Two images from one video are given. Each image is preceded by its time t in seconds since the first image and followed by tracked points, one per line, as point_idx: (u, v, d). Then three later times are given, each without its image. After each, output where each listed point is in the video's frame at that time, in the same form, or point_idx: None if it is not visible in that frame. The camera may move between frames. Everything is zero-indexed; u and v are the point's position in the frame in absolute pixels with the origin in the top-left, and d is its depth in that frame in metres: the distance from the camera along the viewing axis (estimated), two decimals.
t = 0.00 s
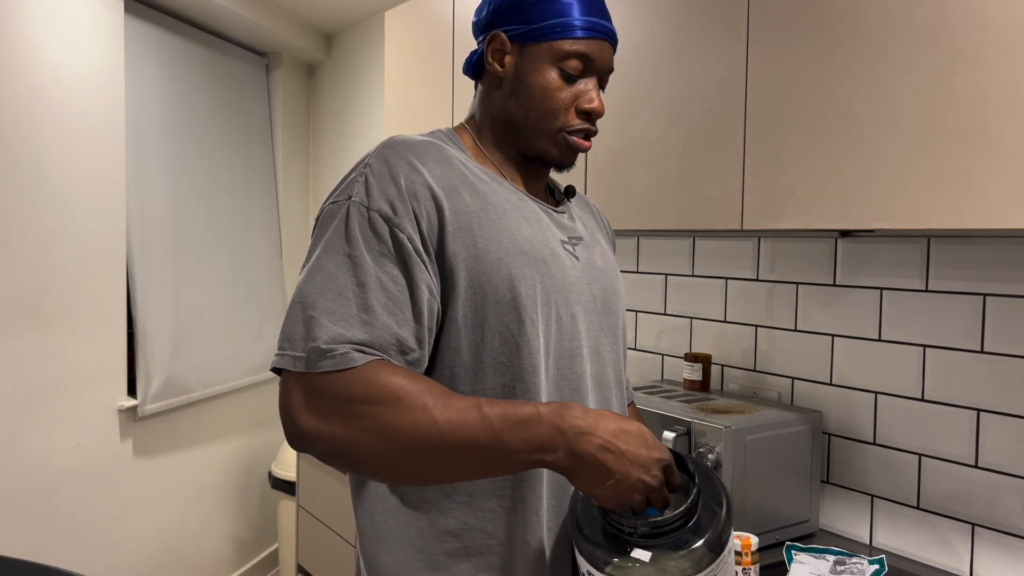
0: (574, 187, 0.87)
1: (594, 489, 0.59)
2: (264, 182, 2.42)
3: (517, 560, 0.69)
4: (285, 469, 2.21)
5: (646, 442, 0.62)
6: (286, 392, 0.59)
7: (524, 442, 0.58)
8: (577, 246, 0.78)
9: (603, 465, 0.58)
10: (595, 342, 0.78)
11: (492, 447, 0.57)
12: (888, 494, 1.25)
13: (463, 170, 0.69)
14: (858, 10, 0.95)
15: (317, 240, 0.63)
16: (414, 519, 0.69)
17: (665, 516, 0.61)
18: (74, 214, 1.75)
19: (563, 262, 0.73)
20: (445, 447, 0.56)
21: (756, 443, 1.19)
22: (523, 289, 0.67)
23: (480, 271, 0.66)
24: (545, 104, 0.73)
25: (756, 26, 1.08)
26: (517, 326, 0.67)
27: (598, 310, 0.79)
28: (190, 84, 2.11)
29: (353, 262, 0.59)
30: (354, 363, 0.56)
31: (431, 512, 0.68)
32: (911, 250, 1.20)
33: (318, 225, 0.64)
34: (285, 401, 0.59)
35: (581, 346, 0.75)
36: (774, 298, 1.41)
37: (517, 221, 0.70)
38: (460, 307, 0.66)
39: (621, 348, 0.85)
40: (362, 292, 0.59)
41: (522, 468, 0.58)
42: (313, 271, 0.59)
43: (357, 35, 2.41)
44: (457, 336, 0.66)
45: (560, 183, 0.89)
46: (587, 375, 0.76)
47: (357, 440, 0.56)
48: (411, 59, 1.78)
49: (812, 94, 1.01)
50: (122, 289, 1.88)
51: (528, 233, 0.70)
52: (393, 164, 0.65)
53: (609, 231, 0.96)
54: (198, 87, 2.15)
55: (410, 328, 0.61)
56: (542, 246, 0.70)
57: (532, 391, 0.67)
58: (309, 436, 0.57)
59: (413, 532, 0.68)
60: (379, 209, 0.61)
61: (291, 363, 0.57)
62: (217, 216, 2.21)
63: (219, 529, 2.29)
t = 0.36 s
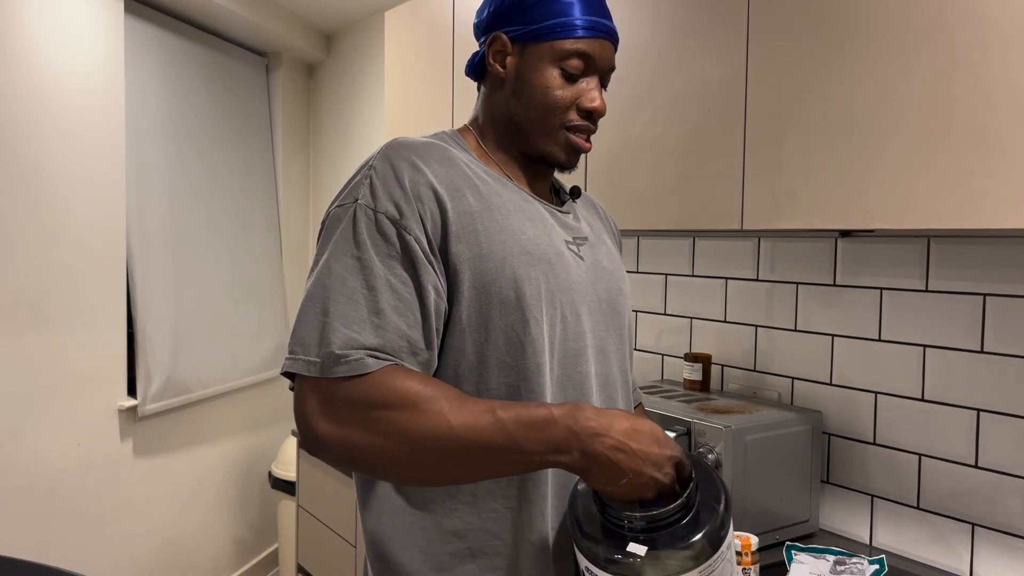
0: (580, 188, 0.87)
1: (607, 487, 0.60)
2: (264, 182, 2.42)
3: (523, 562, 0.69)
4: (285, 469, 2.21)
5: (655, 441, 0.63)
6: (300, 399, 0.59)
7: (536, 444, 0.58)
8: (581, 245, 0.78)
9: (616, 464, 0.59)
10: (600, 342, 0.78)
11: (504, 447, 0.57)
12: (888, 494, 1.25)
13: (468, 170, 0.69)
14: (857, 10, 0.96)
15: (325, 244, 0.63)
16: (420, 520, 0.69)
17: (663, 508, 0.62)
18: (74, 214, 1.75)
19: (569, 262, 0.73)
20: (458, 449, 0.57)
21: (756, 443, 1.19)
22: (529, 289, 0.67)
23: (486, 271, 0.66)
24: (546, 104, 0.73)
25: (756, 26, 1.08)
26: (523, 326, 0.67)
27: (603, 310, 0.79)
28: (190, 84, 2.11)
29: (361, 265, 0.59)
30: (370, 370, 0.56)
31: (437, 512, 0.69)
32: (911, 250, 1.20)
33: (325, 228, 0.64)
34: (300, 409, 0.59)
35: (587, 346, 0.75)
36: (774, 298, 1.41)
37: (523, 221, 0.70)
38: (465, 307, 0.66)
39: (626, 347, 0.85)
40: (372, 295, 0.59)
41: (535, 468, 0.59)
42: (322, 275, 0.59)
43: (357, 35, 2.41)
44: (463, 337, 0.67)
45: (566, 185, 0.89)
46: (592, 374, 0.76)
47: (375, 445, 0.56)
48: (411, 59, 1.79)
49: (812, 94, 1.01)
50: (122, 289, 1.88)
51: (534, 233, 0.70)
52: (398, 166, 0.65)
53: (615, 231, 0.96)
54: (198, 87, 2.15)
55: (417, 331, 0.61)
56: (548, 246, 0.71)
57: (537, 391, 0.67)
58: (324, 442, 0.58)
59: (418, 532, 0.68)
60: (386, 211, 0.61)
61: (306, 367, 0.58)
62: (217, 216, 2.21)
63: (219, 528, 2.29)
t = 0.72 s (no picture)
0: (587, 189, 0.87)
1: (608, 492, 0.59)
2: (264, 183, 2.42)
3: (532, 563, 0.69)
4: (285, 469, 2.21)
5: (659, 446, 0.61)
6: (303, 401, 0.60)
7: (538, 447, 0.57)
8: (588, 246, 0.77)
9: (616, 470, 0.58)
10: (608, 342, 0.78)
11: (507, 450, 0.57)
12: (888, 494, 1.25)
13: (473, 171, 0.69)
14: (857, 10, 0.95)
15: (330, 245, 0.63)
16: (430, 522, 0.69)
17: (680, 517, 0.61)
18: (75, 215, 1.75)
19: (574, 263, 0.73)
20: (460, 451, 0.57)
21: (756, 443, 1.19)
22: (534, 290, 0.67)
23: (492, 273, 0.66)
24: (554, 105, 0.73)
25: (756, 26, 1.08)
26: (529, 327, 0.67)
27: (610, 310, 0.79)
28: (190, 84, 2.11)
29: (366, 267, 0.59)
30: (369, 371, 0.57)
31: (447, 513, 0.69)
32: (911, 250, 1.20)
33: (331, 229, 0.65)
34: (303, 409, 0.60)
35: (594, 347, 0.75)
36: (774, 298, 1.41)
37: (529, 223, 0.70)
38: (472, 308, 0.66)
39: (634, 349, 0.85)
40: (376, 297, 0.59)
41: (539, 471, 0.58)
42: (327, 276, 0.60)
43: (357, 35, 2.41)
44: (470, 338, 0.67)
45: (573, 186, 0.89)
46: (600, 375, 0.76)
47: (377, 447, 0.57)
48: (411, 59, 1.78)
49: (812, 94, 1.01)
50: (122, 289, 1.89)
51: (540, 234, 0.70)
52: (404, 167, 0.64)
53: (622, 233, 0.96)
54: (198, 87, 2.15)
55: (422, 332, 0.61)
56: (554, 247, 0.71)
57: (545, 392, 0.67)
58: (327, 443, 0.58)
59: (427, 534, 0.68)
60: (391, 212, 0.61)
61: (307, 367, 0.58)
62: (217, 216, 2.22)
63: (219, 528, 2.29)
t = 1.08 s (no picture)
0: (591, 189, 0.87)
1: (614, 493, 0.59)
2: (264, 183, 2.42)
3: (533, 562, 0.69)
4: (285, 469, 2.21)
5: (666, 446, 0.61)
6: (313, 404, 0.60)
7: (542, 447, 0.57)
8: (591, 245, 0.77)
9: (622, 469, 0.58)
10: (610, 342, 0.78)
11: (513, 450, 0.57)
12: (889, 494, 1.25)
13: (474, 172, 0.69)
14: (858, 10, 0.95)
15: (335, 248, 0.64)
16: (432, 521, 0.69)
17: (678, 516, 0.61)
18: (75, 215, 1.75)
19: (577, 262, 0.73)
20: (466, 452, 0.57)
21: (756, 443, 1.19)
22: (536, 290, 0.67)
23: (494, 272, 0.66)
24: (540, 101, 0.73)
25: (756, 26, 1.08)
26: (531, 326, 0.67)
27: (614, 311, 0.78)
28: (190, 84, 2.11)
29: (370, 268, 0.60)
30: (380, 374, 0.57)
31: (450, 513, 0.69)
32: (911, 250, 1.20)
33: (334, 232, 0.65)
34: (312, 413, 0.60)
35: (597, 346, 0.75)
36: (774, 298, 1.42)
37: (531, 222, 0.70)
38: (473, 308, 0.66)
39: (637, 350, 0.85)
40: (380, 299, 0.59)
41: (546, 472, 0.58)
42: (331, 278, 0.60)
43: (357, 35, 2.41)
44: (472, 337, 0.67)
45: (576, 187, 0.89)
46: (602, 374, 0.76)
47: (385, 449, 0.57)
48: (412, 59, 1.79)
49: (812, 94, 1.01)
50: (122, 290, 1.88)
51: (542, 234, 0.70)
52: (404, 169, 0.65)
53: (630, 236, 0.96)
54: (198, 87, 2.15)
55: (426, 333, 0.61)
56: (557, 246, 0.71)
57: (547, 391, 0.67)
58: (337, 446, 0.59)
59: (432, 534, 0.68)
60: (392, 213, 0.61)
61: (318, 370, 0.59)
62: (217, 216, 2.22)
63: (219, 528, 2.29)
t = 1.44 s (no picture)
0: (587, 189, 0.86)
1: (594, 496, 0.58)
2: (264, 183, 2.42)
3: (526, 564, 0.68)
4: (285, 469, 2.21)
5: (646, 450, 0.60)
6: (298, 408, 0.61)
7: (523, 450, 0.57)
8: (582, 244, 0.77)
9: (599, 474, 0.57)
10: (603, 341, 0.78)
11: (492, 454, 0.57)
12: (888, 494, 1.24)
13: (460, 174, 0.69)
14: (859, 9, 0.95)
15: (321, 253, 0.64)
16: (429, 521, 0.69)
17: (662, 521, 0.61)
18: (75, 215, 1.75)
19: (566, 262, 0.72)
20: (448, 456, 0.57)
21: (756, 443, 1.18)
22: (523, 290, 0.67)
23: (480, 274, 0.66)
24: (535, 102, 0.72)
25: (756, 25, 1.08)
26: (519, 327, 0.66)
27: (606, 309, 0.78)
28: (190, 83, 2.11)
29: (353, 273, 0.60)
30: (360, 379, 0.57)
31: (448, 513, 0.69)
32: (911, 250, 1.20)
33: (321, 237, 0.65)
34: (298, 417, 0.61)
35: (588, 346, 0.75)
36: (774, 298, 1.41)
37: (517, 223, 0.69)
38: (461, 309, 0.66)
39: (633, 348, 0.85)
40: (363, 304, 0.59)
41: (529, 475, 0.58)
42: (316, 283, 0.60)
43: (357, 35, 2.41)
44: (461, 338, 0.67)
45: (571, 186, 0.89)
46: (594, 374, 0.76)
47: (367, 453, 0.57)
48: (412, 59, 1.78)
49: (813, 94, 1.01)
50: (122, 290, 1.89)
51: (528, 235, 0.70)
52: (389, 172, 0.65)
53: (628, 234, 0.96)
54: (198, 86, 2.15)
55: (410, 336, 0.61)
56: (544, 246, 0.71)
57: (536, 391, 0.67)
58: (324, 451, 0.59)
59: (429, 535, 0.69)
60: (375, 218, 0.62)
61: (300, 375, 0.59)
62: (217, 217, 2.22)
63: (219, 528, 2.29)
